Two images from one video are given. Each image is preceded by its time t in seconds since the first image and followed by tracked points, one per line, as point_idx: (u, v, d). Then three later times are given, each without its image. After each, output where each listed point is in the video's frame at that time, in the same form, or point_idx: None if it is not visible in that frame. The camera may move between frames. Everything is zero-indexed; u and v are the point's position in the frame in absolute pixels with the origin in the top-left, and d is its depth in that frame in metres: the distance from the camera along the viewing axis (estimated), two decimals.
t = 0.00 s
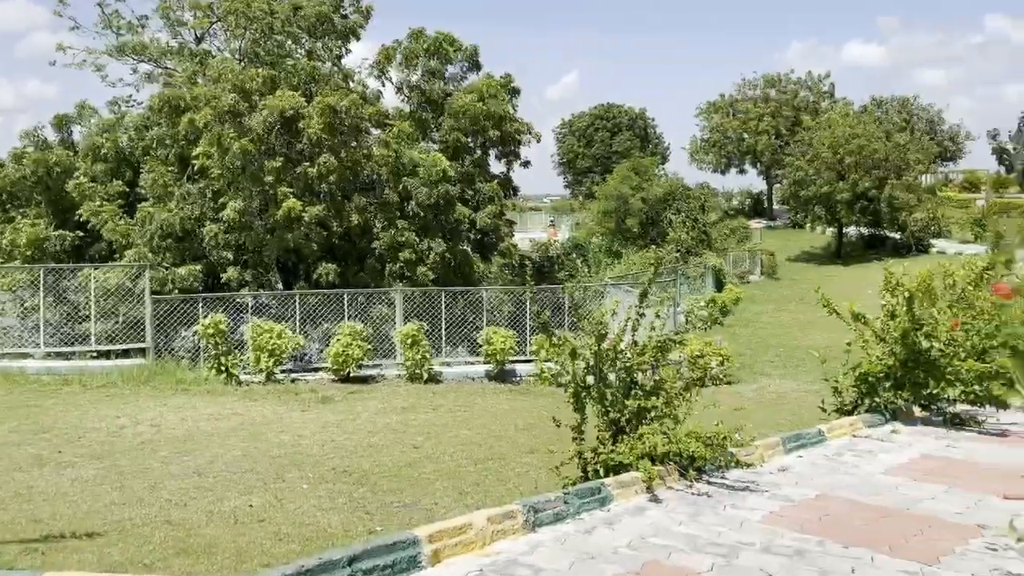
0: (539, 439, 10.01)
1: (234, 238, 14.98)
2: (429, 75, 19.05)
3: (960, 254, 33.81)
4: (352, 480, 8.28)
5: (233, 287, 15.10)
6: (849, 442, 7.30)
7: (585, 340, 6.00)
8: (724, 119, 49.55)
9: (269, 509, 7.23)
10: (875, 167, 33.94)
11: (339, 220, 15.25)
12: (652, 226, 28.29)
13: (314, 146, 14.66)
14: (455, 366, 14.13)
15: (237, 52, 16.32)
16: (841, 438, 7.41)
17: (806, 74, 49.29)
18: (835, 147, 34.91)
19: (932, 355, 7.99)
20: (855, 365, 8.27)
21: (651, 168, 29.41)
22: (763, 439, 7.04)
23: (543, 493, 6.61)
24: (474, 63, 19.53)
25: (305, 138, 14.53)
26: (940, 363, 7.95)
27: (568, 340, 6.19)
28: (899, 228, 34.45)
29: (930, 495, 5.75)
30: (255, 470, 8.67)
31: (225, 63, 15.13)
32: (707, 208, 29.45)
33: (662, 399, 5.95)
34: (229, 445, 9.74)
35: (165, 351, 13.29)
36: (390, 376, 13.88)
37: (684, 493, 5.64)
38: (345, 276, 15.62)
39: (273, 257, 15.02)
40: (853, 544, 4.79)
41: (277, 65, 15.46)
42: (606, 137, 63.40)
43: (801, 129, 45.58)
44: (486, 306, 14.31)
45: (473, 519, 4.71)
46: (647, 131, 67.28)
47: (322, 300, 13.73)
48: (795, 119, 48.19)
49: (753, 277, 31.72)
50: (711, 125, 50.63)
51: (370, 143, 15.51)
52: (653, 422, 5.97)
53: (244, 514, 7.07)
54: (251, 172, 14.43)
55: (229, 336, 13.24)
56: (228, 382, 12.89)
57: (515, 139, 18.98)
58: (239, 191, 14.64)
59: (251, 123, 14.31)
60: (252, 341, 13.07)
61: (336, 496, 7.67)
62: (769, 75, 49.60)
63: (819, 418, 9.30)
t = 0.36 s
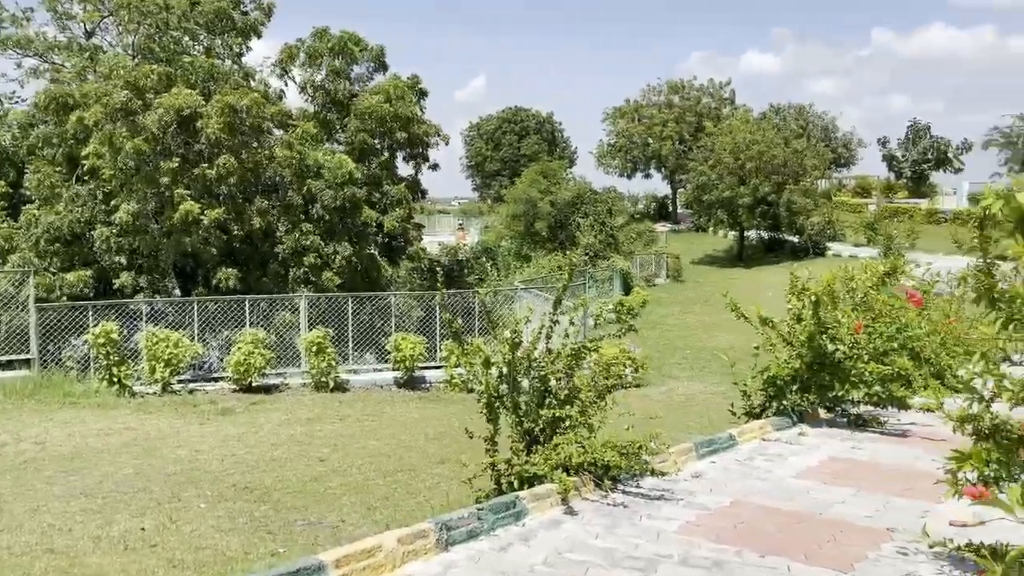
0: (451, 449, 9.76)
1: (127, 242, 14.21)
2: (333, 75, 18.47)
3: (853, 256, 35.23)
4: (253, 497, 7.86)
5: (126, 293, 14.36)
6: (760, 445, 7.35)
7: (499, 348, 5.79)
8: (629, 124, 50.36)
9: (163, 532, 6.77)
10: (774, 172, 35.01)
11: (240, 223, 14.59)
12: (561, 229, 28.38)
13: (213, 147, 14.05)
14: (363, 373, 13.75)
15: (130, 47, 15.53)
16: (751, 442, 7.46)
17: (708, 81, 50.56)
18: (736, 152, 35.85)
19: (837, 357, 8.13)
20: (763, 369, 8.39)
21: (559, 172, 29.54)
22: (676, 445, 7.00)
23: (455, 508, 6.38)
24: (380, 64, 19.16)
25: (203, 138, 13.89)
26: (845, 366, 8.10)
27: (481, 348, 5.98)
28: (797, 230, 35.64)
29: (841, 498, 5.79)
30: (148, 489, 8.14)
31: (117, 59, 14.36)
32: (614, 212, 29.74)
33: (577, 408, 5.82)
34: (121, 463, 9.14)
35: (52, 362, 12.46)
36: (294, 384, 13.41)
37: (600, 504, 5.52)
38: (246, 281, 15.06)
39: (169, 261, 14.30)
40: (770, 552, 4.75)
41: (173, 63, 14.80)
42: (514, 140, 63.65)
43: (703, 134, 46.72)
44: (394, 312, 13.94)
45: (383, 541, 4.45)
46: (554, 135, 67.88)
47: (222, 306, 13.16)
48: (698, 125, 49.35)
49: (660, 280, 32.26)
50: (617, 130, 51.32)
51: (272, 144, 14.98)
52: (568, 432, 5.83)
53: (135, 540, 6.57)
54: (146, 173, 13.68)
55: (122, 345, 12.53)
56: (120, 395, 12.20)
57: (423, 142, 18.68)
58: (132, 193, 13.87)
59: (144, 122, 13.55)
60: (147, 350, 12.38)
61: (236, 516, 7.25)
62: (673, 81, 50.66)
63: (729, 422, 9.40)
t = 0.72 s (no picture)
0: (367, 461, 9.44)
1: (17, 245, 13.62)
2: (238, 74, 17.92)
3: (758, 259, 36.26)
4: (154, 517, 7.39)
5: (17, 300, 13.70)
6: (679, 449, 7.34)
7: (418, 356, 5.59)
8: (541, 129, 50.63)
9: (53, 559, 6.25)
10: (682, 178, 35.72)
11: (140, 226, 13.80)
12: (474, 233, 28.17)
13: (110, 147, 13.29)
14: (271, 383, 13.24)
15: (20, 42, 14.67)
16: (671, 446, 7.43)
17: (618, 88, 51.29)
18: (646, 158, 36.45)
19: (752, 360, 8.18)
20: (680, 372, 8.42)
21: (472, 175, 29.36)
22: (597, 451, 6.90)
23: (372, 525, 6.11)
24: (288, 64, 18.62)
25: (99, 138, 13.12)
26: (760, 368, 8.16)
27: (399, 356, 5.76)
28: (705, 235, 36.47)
29: (763, 502, 5.78)
30: (37, 512, 7.55)
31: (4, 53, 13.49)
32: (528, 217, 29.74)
33: (500, 417, 5.66)
34: (8, 483, 8.48)
35: None
36: (197, 394, 12.79)
37: (524, 516, 5.36)
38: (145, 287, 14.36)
39: (63, 266, 13.49)
40: (698, 562, 4.66)
41: (66, 57, 13.95)
42: (425, 143, 63.19)
43: (614, 140, 47.38)
44: (304, 318, 13.49)
45: (296, 565, 4.17)
46: (466, 139, 67.71)
47: (119, 314, 12.47)
48: (608, 130, 50.00)
49: (573, 283, 32.46)
50: (529, 135, 51.56)
51: (174, 145, 14.33)
52: (491, 441, 5.66)
53: (21, 567, 6.05)
54: (36, 174, 12.78)
55: (10, 355, 11.77)
56: (9, 408, 11.45)
57: (333, 143, 18.25)
58: (23, 195, 13.02)
59: (35, 120, 12.74)
60: (37, 361, 11.62)
61: (134, 538, 6.78)
62: (584, 87, 51.20)
63: (649, 427, 9.39)
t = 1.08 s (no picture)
0: (299, 475, 9.07)
1: None
2: (156, 72, 17.27)
3: (683, 262, 36.79)
4: (72, 542, 6.91)
5: None
6: (623, 458, 7.23)
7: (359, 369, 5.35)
8: (468, 131, 50.40)
9: None
10: (609, 181, 36.02)
11: (50, 231, 12.97)
12: (401, 237, 27.74)
13: (18, 148, 12.50)
14: (193, 394, 12.67)
15: None
16: (614, 454, 7.32)
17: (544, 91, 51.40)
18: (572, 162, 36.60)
19: (693, 365, 8.12)
20: (622, 378, 8.34)
21: (399, 178, 28.92)
22: (541, 461, 6.74)
23: (309, 545, 5.81)
24: (208, 62, 17.98)
25: (6, 138, 12.35)
26: (701, 373, 8.12)
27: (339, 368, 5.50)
28: (631, 238, 36.92)
29: (712, 511, 5.69)
30: None
31: None
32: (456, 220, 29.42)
33: (446, 431, 5.45)
34: None
35: None
36: (114, 406, 12.16)
37: (472, 534, 5.16)
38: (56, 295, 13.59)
39: None
40: None
41: None
42: (349, 145, 62.26)
43: (541, 143, 47.52)
44: (227, 325, 12.95)
45: None
46: (390, 141, 66.98)
47: (28, 322, 11.81)
48: (535, 134, 50.08)
49: (502, 287, 32.34)
50: (455, 137, 51.28)
51: (88, 145, 13.57)
52: (436, 456, 5.45)
53: None
54: None
55: None
56: None
57: (256, 145, 17.57)
58: None
59: None
60: None
61: (50, 566, 6.30)
62: (510, 90, 51.15)
63: (589, 435, 9.30)
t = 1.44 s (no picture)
0: (239, 490, 8.74)
1: None
2: (83, 71, 16.60)
3: (622, 265, 37.08)
4: None
5: None
6: (575, 468, 7.13)
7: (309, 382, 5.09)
8: (405, 134, 50.06)
9: None
10: (549, 185, 36.10)
11: None
12: (339, 241, 27.25)
13: None
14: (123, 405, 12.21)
15: None
16: (566, 463, 7.23)
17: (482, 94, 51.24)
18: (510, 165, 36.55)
19: (644, 371, 8.09)
20: (572, 385, 8.25)
21: (336, 180, 28.41)
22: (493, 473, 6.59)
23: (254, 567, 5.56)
24: (138, 62, 17.41)
25: None
26: (651, 380, 8.11)
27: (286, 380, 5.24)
28: (571, 241, 37.04)
29: (670, 521, 5.63)
30: None
31: None
32: (394, 223, 29.03)
33: (398, 445, 5.26)
34: None
35: None
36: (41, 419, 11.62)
37: (427, 552, 5.01)
38: None
39: None
40: None
41: None
42: (284, 147, 61.17)
43: (480, 146, 47.44)
44: (161, 333, 12.41)
45: None
46: (326, 143, 66.05)
47: None
48: (473, 137, 49.90)
49: (442, 291, 32.12)
50: (393, 140, 50.79)
51: (11, 147, 13.06)
52: (390, 473, 5.25)
53: None
54: None
55: None
56: None
57: (189, 147, 17.05)
58: None
59: None
60: None
61: None
62: (448, 93, 50.88)
63: (538, 443, 9.19)
